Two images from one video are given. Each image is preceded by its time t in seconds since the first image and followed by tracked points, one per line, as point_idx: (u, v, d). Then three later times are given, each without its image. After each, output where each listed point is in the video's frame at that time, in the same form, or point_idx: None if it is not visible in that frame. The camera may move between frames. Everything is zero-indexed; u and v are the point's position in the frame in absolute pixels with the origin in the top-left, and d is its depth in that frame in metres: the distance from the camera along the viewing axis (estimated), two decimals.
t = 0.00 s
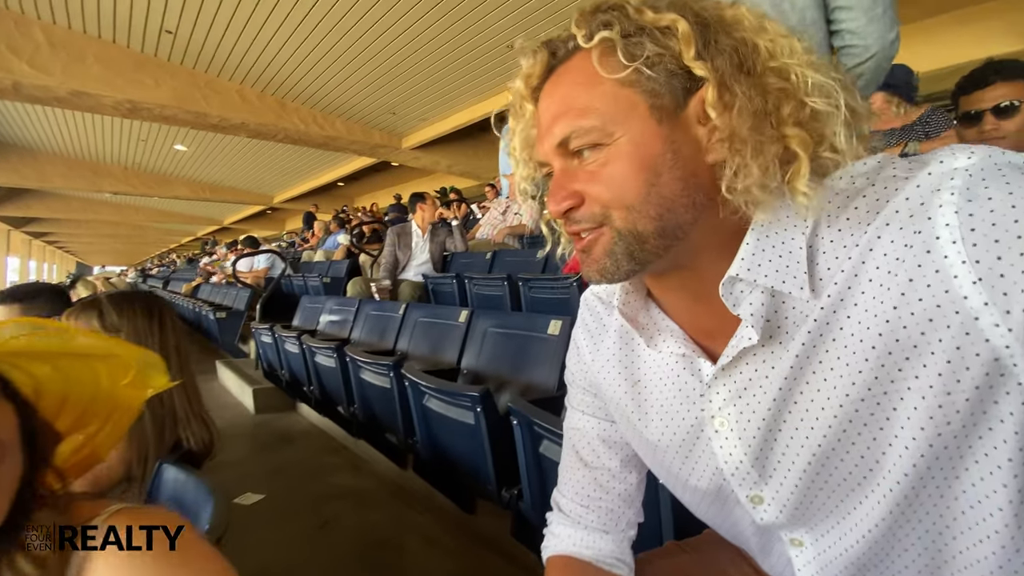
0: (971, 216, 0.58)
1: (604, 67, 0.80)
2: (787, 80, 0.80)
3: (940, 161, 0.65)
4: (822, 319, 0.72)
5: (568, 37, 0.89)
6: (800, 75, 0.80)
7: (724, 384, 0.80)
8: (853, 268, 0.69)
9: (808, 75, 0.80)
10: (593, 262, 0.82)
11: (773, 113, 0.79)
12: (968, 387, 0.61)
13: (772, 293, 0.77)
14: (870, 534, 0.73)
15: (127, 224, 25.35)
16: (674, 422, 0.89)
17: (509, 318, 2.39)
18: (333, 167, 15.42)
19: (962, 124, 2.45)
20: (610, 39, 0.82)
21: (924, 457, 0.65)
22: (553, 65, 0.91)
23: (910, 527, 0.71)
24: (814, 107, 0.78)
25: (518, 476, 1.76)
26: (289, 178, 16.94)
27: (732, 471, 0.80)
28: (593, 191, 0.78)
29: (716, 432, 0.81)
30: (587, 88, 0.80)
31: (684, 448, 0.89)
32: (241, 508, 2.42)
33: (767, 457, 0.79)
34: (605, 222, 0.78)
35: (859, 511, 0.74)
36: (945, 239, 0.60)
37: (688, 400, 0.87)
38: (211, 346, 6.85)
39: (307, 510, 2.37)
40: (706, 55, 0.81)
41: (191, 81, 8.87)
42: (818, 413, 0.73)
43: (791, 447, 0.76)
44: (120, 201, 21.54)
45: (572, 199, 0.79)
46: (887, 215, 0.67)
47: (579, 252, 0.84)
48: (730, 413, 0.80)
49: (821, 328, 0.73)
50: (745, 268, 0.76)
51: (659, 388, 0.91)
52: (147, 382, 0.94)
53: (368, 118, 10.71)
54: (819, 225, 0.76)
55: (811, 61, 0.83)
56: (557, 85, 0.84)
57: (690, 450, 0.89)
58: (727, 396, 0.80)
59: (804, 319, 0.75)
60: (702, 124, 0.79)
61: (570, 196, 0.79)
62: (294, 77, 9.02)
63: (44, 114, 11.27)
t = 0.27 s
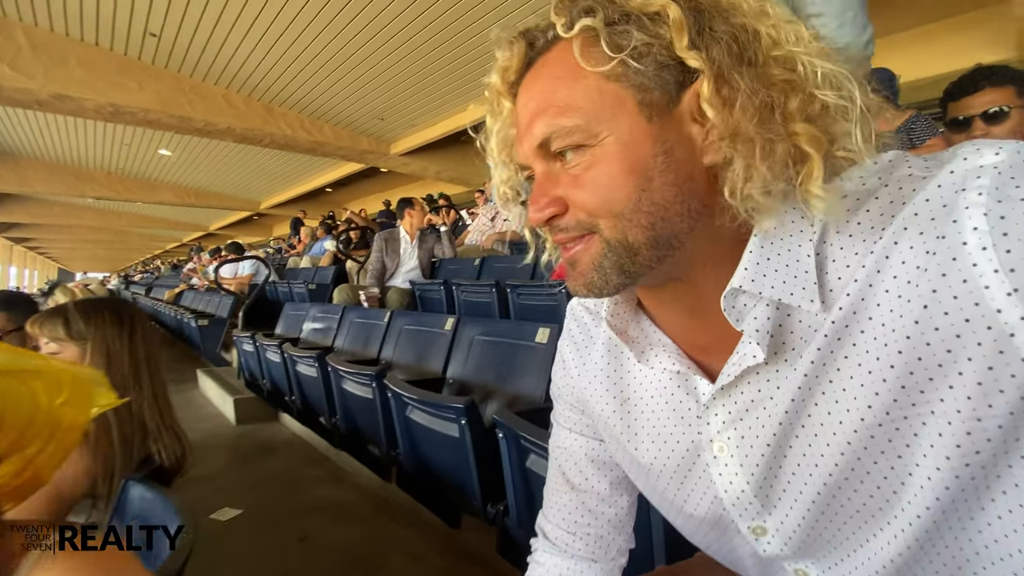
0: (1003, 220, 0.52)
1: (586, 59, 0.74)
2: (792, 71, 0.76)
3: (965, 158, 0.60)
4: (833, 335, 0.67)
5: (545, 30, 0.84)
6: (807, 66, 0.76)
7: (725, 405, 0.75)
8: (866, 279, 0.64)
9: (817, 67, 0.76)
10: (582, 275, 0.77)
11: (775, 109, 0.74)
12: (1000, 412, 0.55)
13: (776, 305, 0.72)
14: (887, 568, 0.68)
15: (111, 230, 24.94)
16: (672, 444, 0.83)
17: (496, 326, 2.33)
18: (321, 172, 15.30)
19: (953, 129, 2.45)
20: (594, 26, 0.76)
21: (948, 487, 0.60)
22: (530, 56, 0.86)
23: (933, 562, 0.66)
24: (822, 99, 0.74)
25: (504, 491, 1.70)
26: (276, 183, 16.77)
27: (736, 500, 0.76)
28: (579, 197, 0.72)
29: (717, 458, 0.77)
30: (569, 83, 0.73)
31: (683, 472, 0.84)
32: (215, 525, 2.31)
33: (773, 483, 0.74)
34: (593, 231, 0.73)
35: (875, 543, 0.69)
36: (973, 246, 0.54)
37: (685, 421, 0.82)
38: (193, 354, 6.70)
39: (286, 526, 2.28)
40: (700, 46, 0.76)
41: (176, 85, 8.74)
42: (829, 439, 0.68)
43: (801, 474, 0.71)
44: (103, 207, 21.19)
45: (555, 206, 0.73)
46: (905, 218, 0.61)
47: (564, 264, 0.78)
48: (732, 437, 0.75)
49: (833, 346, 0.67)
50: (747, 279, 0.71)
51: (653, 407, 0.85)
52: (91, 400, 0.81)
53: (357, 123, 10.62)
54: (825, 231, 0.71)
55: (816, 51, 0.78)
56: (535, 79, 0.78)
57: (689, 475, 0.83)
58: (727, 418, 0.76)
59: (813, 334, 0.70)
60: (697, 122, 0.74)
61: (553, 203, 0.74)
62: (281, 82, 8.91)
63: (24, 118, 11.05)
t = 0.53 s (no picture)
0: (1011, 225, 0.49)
1: (624, 26, 0.73)
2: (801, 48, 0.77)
3: (968, 158, 0.56)
4: (834, 347, 0.63)
5: None
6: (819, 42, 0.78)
7: (719, 424, 0.72)
8: (866, 289, 0.61)
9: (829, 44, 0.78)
10: (625, 267, 0.73)
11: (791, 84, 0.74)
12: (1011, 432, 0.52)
13: (774, 315, 0.69)
14: None
15: (94, 236, 24.59)
16: (664, 463, 0.80)
17: (483, 335, 2.29)
18: (310, 179, 15.22)
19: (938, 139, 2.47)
20: None
21: (956, 511, 0.57)
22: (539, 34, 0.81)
23: None
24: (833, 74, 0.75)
25: (490, 506, 1.65)
26: (264, 189, 16.64)
27: (731, 523, 0.72)
28: (631, 171, 0.70)
29: (712, 479, 0.73)
30: (610, 44, 0.72)
31: (676, 492, 0.80)
32: (192, 542, 2.23)
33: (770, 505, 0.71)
34: (652, 206, 0.70)
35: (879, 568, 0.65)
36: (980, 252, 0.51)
37: (676, 439, 0.78)
38: (176, 363, 6.58)
39: (266, 542, 2.20)
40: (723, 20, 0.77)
41: (162, 90, 8.64)
42: (828, 459, 0.65)
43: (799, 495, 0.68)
44: (87, 213, 20.89)
45: (606, 182, 0.71)
46: (908, 222, 0.58)
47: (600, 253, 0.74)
48: (729, 458, 0.72)
49: (832, 361, 0.64)
50: (744, 288, 0.69)
51: (642, 425, 0.82)
52: (43, 418, 0.87)
53: (346, 129, 10.57)
54: (822, 235, 0.69)
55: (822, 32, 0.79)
56: (565, 45, 0.75)
57: (681, 495, 0.80)
58: (721, 438, 0.72)
59: (811, 346, 0.66)
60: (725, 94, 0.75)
61: (603, 178, 0.71)
62: (269, 87, 8.84)
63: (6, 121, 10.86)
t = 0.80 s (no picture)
0: (974, 238, 0.49)
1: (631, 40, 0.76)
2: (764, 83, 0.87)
3: (934, 175, 0.56)
4: (809, 356, 0.64)
5: (564, 11, 0.81)
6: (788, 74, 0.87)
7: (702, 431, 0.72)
8: (842, 300, 0.61)
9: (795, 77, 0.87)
10: (631, 272, 0.73)
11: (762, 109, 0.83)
12: (978, 441, 0.52)
13: (753, 324, 0.69)
14: None
15: (84, 239, 24.36)
16: (648, 469, 0.80)
17: (476, 340, 2.29)
18: (304, 183, 15.19)
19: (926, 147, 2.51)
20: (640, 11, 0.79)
21: (926, 519, 0.57)
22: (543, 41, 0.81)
23: None
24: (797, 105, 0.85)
25: (483, 512, 1.64)
26: (257, 193, 16.57)
27: (713, 530, 0.72)
28: (641, 175, 0.71)
29: (696, 485, 0.73)
30: (615, 56, 0.75)
31: (660, 499, 0.80)
32: (182, 551, 2.20)
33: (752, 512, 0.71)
34: (661, 209, 0.71)
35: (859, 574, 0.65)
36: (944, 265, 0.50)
37: (660, 446, 0.78)
38: (167, 368, 6.52)
39: (257, 550, 2.18)
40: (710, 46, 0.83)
41: (155, 93, 8.60)
42: (806, 467, 0.65)
43: (778, 502, 0.68)
44: (77, 216, 20.70)
45: (616, 186, 0.72)
46: (879, 235, 0.59)
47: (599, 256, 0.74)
48: (712, 465, 0.72)
49: (809, 370, 0.64)
50: (723, 297, 0.69)
51: (628, 433, 0.82)
52: (29, 430, 0.92)
53: (341, 133, 10.56)
54: (796, 248, 0.69)
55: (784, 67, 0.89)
56: (571, 51, 0.77)
57: (666, 502, 0.80)
58: (706, 445, 0.72)
59: (789, 355, 0.67)
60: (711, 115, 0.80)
61: (614, 181, 0.72)
62: (263, 91, 8.82)
63: None
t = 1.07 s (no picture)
0: (934, 250, 0.51)
1: (608, 64, 0.79)
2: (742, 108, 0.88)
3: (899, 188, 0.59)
4: (786, 360, 0.66)
5: (546, 38, 0.83)
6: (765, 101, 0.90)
7: (687, 433, 0.74)
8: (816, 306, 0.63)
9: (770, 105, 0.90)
10: (617, 286, 0.74)
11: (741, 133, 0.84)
12: (942, 441, 0.54)
13: (734, 329, 0.71)
14: None
15: (83, 242, 24.34)
16: (635, 470, 0.82)
17: (474, 343, 2.31)
18: (303, 186, 15.21)
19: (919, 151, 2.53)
20: (617, 38, 0.82)
21: (898, 514, 0.59)
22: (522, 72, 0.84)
23: None
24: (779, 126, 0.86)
25: (481, 515, 1.66)
26: (256, 196, 16.58)
27: (699, 529, 0.74)
28: (622, 190, 0.73)
29: (681, 485, 0.75)
30: (594, 80, 0.77)
31: (648, 498, 0.82)
32: (180, 554, 2.21)
33: (734, 510, 0.73)
34: (639, 224, 0.72)
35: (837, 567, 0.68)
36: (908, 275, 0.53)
37: (648, 447, 0.80)
38: (165, 371, 6.52)
39: (255, 553, 2.19)
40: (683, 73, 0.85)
41: (154, 97, 8.62)
42: (784, 467, 0.67)
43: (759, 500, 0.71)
44: (76, 218, 20.69)
45: (599, 200, 0.73)
46: (848, 245, 0.61)
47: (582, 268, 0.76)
48: (697, 465, 0.74)
49: (786, 373, 0.66)
50: (706, 303, 0.70)
51: (617, 435, 0.84)
52: (34, 432, 0.95)
53: (339, 136, 10.58)
54: (773, 256, 0.71)
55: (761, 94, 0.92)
56: (553, 74, 0.80)
57: (653, 501, 0.82)
58: (691, 446, 0.74)
59: (768, 358, 0.69)
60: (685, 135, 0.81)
61: (595, 196, 0.73)
62: (262, 94, 8.84)
63: None
